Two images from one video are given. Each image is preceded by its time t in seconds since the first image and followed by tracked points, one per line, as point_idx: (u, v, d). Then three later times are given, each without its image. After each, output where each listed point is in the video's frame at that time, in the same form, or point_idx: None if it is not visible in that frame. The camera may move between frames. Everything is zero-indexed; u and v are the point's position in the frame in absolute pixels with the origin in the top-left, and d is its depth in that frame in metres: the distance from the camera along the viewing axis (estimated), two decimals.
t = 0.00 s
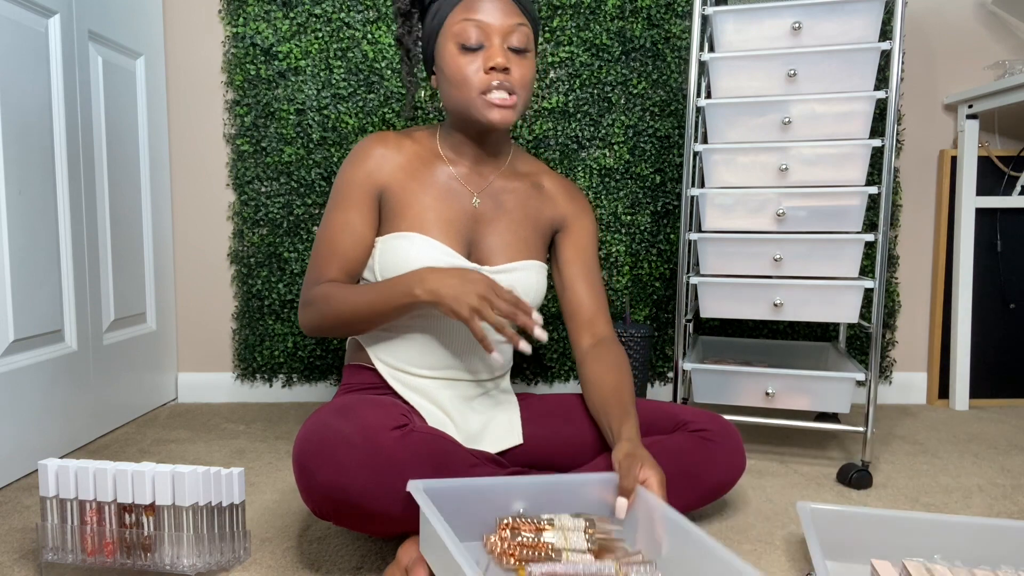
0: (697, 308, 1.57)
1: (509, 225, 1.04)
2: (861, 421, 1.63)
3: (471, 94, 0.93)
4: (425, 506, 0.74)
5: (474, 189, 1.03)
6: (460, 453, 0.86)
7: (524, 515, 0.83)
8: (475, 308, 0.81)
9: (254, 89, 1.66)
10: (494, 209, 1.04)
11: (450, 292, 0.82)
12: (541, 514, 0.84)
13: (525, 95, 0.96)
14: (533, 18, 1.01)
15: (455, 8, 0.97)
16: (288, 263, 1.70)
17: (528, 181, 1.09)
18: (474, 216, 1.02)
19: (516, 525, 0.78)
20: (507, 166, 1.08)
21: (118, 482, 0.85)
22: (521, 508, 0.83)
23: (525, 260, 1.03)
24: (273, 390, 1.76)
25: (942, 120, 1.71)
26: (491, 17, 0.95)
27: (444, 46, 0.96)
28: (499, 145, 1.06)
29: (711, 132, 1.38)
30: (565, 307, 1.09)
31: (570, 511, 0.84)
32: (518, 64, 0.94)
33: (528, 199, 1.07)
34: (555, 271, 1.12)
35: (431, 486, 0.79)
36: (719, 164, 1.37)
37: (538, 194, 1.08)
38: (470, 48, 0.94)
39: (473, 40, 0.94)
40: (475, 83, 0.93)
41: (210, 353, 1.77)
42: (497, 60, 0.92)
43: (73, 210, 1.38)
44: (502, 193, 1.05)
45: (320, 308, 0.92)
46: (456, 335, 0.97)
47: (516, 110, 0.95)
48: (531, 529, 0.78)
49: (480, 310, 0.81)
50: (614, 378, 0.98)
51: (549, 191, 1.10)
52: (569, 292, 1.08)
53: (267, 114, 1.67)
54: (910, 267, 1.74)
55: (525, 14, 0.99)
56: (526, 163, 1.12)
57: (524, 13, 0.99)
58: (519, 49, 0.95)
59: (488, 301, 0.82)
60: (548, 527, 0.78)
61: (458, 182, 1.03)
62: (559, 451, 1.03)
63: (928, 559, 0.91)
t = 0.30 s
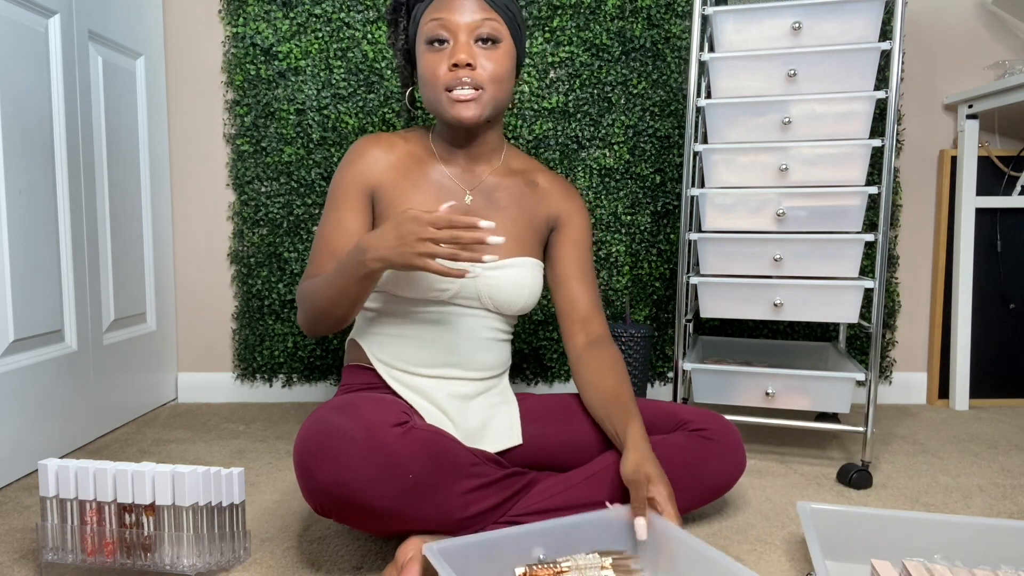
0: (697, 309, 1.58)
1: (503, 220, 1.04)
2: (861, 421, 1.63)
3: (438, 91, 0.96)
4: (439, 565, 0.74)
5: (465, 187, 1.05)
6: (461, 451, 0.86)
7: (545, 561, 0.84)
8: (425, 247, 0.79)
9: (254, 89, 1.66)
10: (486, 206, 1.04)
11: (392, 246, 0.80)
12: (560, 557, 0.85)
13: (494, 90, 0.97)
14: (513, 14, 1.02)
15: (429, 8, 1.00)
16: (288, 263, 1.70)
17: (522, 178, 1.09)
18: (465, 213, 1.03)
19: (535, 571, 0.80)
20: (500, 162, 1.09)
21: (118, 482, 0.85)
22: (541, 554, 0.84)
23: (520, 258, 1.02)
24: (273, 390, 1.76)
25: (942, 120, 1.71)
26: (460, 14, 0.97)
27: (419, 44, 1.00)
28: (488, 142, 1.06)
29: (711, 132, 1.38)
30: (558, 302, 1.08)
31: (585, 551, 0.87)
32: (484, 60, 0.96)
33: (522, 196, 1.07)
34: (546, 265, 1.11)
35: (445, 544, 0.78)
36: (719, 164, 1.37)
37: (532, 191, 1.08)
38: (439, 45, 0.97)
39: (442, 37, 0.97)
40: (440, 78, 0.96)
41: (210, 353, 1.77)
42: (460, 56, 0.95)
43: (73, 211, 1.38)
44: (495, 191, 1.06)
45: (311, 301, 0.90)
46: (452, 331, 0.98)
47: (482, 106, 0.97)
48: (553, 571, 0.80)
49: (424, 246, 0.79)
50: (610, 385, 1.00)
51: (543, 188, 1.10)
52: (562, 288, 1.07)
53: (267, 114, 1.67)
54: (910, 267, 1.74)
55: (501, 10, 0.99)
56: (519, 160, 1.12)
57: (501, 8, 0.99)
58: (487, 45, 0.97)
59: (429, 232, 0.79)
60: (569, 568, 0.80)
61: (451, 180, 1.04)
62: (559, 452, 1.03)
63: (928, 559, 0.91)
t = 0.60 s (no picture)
0: (697, 309, 1.58)
1: (502, 220, 1.04)
2: (861, 421, 1.63)
3: (437, 96, 0.96)
4: (442, 565, 0.73)
5: (466, 187, 1.05)
6: (461, 450, 0.86)
7: (546, 562, 0.83)
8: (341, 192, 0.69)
9: (254, 89, 1.66)
10: (487, 205, 1.04)
11: (316, 210, 0.70)
12: (561, 559, 0.85)
13: (490, 92, 0.97)
14: (506, 16, 1.02)
15: (422, 14, 1.00)
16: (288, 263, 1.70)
17: (520, 178, 1.10)
18: (466, 213, 1.02)
19: (537, 572, 0.80)
20: (499, 162, 1.09)
21: (118, 482, 0.85)
22: (542, 555, 0.84)
23: (519, 257, 1.02)
24: (273, 390, 1.76)
25: (942, 120, 1.71)
26: (454, 18, 0.97)
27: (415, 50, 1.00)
28: (486, 143, 1.06)
29: (711, 132, 1.38)
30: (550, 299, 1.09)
31: (587, 553, 0.87)
32: (480, 63, 0.97)
33: (521, 197, 1.08)
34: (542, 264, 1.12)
35: (447, 544, 0.78)
36: (719, 164, 1.37)
37: (530, 191, 1.09)
38: (434, 50, 0.97)
39: (437, 42, 0.97)
40: (437, 82, 0.96)
41: (210, 353, 1.77)
42: (456, 59, 0.95)
43: (73, 212, 1.38)
44: (495, 189, 1.06)
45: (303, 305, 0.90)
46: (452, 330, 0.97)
47: (481, 109, 0.97)
48: (554, 572, 0.80)
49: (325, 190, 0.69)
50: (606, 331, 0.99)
51: (540, 188, 1.11)
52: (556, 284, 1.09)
53: (267, 114, 1.66)
54: (910, 267, 1.74)
55: (494, 13, 1.00)
56: (517, 162, 1.13)
57: (494, 12, 1.00)
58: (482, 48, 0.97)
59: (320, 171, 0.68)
60: (570, 569, 0.80)
61: (452, 180, 1.04)
62: (559, 451, 1.03)
63: (928, 559, 0.91)
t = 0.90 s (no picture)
0: (697, 308, 1.58)
1: (496, 217, 1.04)
2: (861, 421, 1.63)
3: (435, 105, 0.97)
4: (440, 565, 0.73)
5: (460, 184, 1.05)
6: (462, 446, 0.86)
7: (546, 561, 0.83)
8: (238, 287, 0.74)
9: (254, 89, 1.66)
10: (481, 202, 1.04)
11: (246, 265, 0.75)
12: (561, 559, 0.85)
13: (489, 97, 0.98)
14: (499, 18, 1.02)
15: (417, 20, 1.00)
16: (288, 263, 1.70)
17: (514, 177, 1.10)
18: (461, 208, 1.02)
19: (537, 572, 0.80)
20: (493, 162, 1.10)
21: (118, 482, 0.85)
22: (542, 554, 0.84)
23: (514, 252, 1.02)
24: (273, 390, 1.76)
25: (942, 120, 1.71)
26: (450, 26, 0.97)
27: (411, 59, 1.00)
28: (483, 144, 1.07)
29: (711, 133, 1.38)
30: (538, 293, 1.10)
31: (587, 553, 0.87)
32: (477, 69, 0.97)
33: (515, 195, 1.08)
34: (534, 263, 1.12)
35: (447, 544, 0.78)
36: (719, 164, 1.37)
37: (524, 189, 1.10)
38: (431, 59, 0.97)
39: (433, 50, 0.97)
40: (438, 92, 0.96)
41: (210, 353, 1.77)
42: (454, 68, 0.95)
43: (73, 211, 1.38)
44: (490, 187, 1.06)
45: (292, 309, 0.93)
46: (448, 326, 0.97)
47: (480, 116, 0.98)
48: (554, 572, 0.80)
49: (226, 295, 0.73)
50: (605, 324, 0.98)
51: (534, 187, 1.12)
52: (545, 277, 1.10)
53: (267, 114, 1.66)
54: (910, 268, 1.74)
55: (486, 16, 1.00)
56: (510, 163, 1.13)
57: (486, 15, 1.00)
58: (479, 55, 0.98)
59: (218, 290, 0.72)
60: (570, 569, 0.80)
61: (447, 176, 1.04)
62: (558, 450, 1.03)
63: (928, 559, 0.91)
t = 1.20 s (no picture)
0: (697, 308, 1.58)
1: (490, 216, 1.04)
2: (861, 421, 1.63)
3: (412, 118, 0.98)
4: (441, 565, 0.73)
5: (454, 184, 1.05)
6: (461, 445, 0.86)
7: (546, 561, 0.83)
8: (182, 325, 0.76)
9: (254, 89, 1.66)
10: (475, 202, 1.04)
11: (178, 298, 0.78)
12: (561, 559, 0.85)
13: (462, 109, 0.98)
14: (476, 22, 0.98)
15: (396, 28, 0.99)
16: (288, 263, 1.70)
17: (509, 176, 1.10)
18: (454, 209, 1.02)
19: (537, 572, 0.80)
20: (488, 162, 1.10)
21: (118, 483, 0.85)
22: (542, 554, 0.84)
23: (509, 251, 1.02)
24: (273, 390, 1.76)
25: (942, 120, 1.71)
26: (422, 37, 0.96)
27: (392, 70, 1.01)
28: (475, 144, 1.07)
29: (711, 133, 1.38)
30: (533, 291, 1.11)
31: (587, 552, 0.87)
32: (449, 83, 0.96)
33: (509, 195, 1.08)
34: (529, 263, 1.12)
35: (447, 544, 0.78)
36: (719, 164, 1.37)
37: (519, 189, 1.10)
38: (405, 73, 0.97)
39: (406, 65, 0.97)
40: (411, 109, 0.98)
41: (210, 353, 1.77)
42: (422, 87, 0.95)
43: (73, 211, 1.38)
44: (484, 187, 1.06)
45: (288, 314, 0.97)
46: (444, 325, 0.97)
47: (454, 129, 0.98)
48: (554, 572, 0.80)
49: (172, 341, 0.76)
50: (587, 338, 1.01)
51: (529, 187, 1.12)
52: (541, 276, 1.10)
53: (267, 114, 1.66)
54: (910, 268, 1.74)
55: (460, 24, 0.96)
56: (506, 163, 1.13)
57: (459, 22, 0.97)
58: (452, 66, 0.96)
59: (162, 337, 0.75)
60: (570, 570, 0.80)
61: (441, 177, 1.04)
62: (558, 450, 1.03)
63: (928, 559, 0.91)
